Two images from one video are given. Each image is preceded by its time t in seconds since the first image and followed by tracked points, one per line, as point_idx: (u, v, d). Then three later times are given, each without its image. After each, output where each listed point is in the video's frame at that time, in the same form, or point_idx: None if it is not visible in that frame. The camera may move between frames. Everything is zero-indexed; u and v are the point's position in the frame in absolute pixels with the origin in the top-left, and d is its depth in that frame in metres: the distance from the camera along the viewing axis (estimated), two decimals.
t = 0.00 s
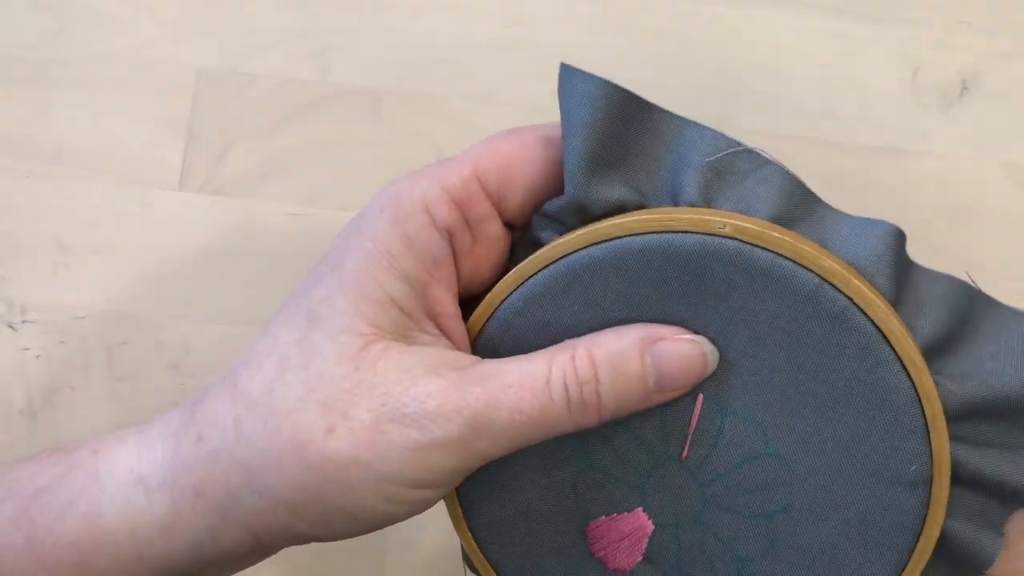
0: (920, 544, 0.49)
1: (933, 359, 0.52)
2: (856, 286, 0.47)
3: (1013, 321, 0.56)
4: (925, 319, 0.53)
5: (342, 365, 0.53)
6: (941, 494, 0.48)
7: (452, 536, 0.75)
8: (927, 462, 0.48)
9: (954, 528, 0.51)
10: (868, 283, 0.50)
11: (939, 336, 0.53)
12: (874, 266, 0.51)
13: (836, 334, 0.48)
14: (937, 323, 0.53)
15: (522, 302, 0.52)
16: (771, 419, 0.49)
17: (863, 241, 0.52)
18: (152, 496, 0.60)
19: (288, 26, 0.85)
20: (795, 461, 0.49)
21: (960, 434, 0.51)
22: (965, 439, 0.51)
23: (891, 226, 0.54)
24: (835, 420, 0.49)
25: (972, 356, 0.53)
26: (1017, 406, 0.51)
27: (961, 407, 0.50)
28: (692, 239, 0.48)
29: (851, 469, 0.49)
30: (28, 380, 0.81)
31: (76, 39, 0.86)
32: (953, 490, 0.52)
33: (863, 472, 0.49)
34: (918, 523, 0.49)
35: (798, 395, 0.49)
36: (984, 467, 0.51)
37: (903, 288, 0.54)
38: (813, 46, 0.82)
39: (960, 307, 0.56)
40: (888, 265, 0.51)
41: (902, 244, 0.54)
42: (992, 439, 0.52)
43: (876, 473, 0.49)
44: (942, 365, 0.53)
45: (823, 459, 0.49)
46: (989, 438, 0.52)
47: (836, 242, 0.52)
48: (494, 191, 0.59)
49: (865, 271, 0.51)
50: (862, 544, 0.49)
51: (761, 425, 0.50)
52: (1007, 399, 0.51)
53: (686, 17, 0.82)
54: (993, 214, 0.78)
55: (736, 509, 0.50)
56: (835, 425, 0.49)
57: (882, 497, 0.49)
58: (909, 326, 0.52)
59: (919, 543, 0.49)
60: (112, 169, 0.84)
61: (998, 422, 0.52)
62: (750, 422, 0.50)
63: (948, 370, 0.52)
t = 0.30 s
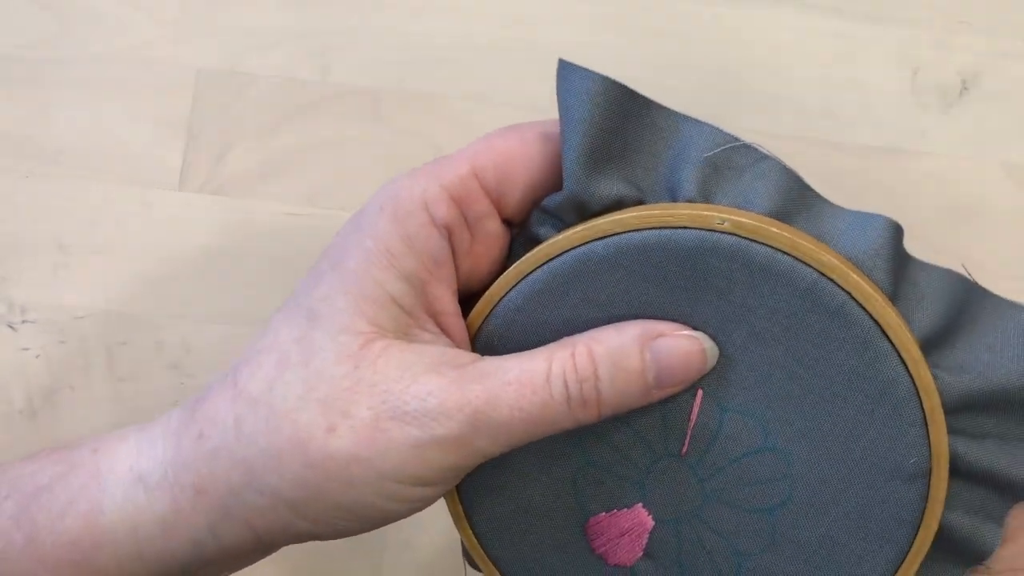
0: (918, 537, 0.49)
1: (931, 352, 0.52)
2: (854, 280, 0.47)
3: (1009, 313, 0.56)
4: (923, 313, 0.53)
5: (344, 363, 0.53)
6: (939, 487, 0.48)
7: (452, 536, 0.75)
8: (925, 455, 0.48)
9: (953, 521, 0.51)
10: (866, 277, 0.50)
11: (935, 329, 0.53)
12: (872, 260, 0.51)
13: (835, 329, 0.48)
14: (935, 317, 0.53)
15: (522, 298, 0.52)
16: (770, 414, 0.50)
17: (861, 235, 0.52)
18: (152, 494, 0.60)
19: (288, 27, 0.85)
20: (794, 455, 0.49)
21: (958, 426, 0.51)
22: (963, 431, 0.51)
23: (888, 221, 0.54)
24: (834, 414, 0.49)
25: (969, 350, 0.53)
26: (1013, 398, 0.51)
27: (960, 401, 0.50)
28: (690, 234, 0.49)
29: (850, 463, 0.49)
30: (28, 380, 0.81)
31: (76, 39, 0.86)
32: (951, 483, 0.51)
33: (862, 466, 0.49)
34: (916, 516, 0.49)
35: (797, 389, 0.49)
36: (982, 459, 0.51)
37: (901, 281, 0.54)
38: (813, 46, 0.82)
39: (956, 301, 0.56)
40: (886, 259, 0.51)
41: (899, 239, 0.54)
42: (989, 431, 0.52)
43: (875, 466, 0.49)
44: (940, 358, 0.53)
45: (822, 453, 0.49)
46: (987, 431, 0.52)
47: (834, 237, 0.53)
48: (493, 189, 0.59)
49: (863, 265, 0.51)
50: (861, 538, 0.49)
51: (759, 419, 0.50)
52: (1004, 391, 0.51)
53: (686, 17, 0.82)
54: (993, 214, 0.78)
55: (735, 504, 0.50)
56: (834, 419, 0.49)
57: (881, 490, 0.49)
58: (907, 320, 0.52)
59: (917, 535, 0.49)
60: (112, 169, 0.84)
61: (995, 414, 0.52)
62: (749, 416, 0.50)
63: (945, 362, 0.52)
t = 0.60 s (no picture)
0: (919, 538, 0.49)
1: (931, 354, 0.52)
2: (856, 280, 0.47)
3: (1009, 315, 0.56)
4: (924, 314, 0.53)
5: (346, 364, 0.53)
6: (939, 487, 0.48)
7: (452, 535, 0.75)
8: (925, 456, 0.48)
9: (953, 523, 0.51)
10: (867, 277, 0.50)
11: (936, 330, 0.53)
12: (873, 261, 0.51)
13: (836, 329, 0.48)
14: (935, 318, 0.53)
15: (524, 298, 0.52)
16: (770, 413, 0.50)
17: (862, 236, 0.52)
18: (154, 494, 0.60)
19: (288, 27, 0.85)
20: (794, 455, 0.49)
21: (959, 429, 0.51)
22: (964, 433, 0.51)
23: (889, 221, 0.54)
24: (835, 414, 0.49)
25: (969, 351, 0.53)
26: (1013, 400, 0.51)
27: (959, 402, 0.50)
28: (691, 235, 0.49)
29: (850, 463, 0.49)
30: (28, 380, 0.81)
31: (76, 39, 0.86)
32: (952, 484, 0.51)
33: (862, 466, 0.49)
34: (917, 516, 0.49)
35: (797, 389, 0.49)
36: (984, 461, 0.50)
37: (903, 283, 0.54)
38: (812, 45, 0.82)
39: (957, 303, 0.57)
40: (886, 260, 0.51)
41: (900, 239, 0.54)
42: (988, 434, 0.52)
43: (876, 467, 0.49)
44: (940, 359, 0.53)
45: (822, 453, 0.49)
46: (987, 432, 0.52)
47: (835, 238, 0.53)
48: (494, 188, 0.59)
49: (864, 266, 0.51)
50: (862, 538, 0.49)
51: (760, 418, 0.50)
52: (1004, 392, 0.51)
53: (686, 17, 0.82)
54: (993, 214, 0.78)
55: (736, 504, 0.50)
56: (834, 419, 0.49)
57: (881, 491, 0.49)
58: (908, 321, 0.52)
59: (917, 536, 0.49)
60: (112, 169, 0.84)
61: (995, 415, 0.52)
62: (749, 416, 0.50)
63: (946, 364, 0.52)
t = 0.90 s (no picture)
0: (920, 542, 0.49)
1: (934, 359, 0.52)
2: (858, 284, 0.47)
3: (1012, 321, 0.56)
4: (926, 318, 0.53)
5: (347, 366, 0.53)
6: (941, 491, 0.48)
7: (452, 535, 0.75)
8: (927, 460, 0.48)
9: (955, 528, 0.51)
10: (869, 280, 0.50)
11: (939, 334, 0.53)
12: (875, 264, 0.51)
13: (838, 332, 0.48)
14: (938, 322, 0.53)
15: (525, 299, 0.52)
16: (771, 416, 0.50)
17: (865, 239, 0.52)
18: (155, 495, 0.60)
19: (288, 26, 0.85)
20: (796, 458, 0.49)
21: (962, 433, 0.51)
22: (967, 439, 0.51)
23: (892, 224, 0.54)
24: (837, 417, 0.49)
25: (971, 356, 0.53)
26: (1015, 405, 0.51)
27: (962, 406, 0.50)
28: (693, 237, 0.49)
29: (851, 466, 0.49)
30: (28, 380, 0.81)
31: (76, 39, 0.86)
32: (954, 489, 0.51)
33: (864, 470, 0.49)
34: (918, 520, 0.49)
35: (799, 391, 0.49)
36: (986, 466, 0.50)
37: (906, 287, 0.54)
38: (812, 45, 0.82)
39: (960, 306, 0.57)
40: (889, 264, 0.51)
41: (902, 242, 0.54)
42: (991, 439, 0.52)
43: (877, 470, 0.49)
44: (943, 363, 0.53)
45: (824, 456, 0.49)
46: (989, 437, 0.52)
47: (837, 241, 0.53)
48: (495, 190, 0.59)
49: (866, 270, 0.51)
50: (864, 542, 0.49)
51: (762, 421, 0.50)
52: (1006, 397, 0.51)
53: (686, 17, 0.82)
54: (993, 214, 0.78)
55: (738, 507, 0.50)
56: (836, 422, 0.49)
57: (883, 495, 0.49)
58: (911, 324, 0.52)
59: (919, 540, 0.49)
60: (112, 169, 0.84)
61: (997, 420, 0.52)
62: (751, 419, 0.50)
63: (949, 368, 0.52)
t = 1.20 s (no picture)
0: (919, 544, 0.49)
1: (934, 361, 0.52)
2: (858, 285, 0.47)
3: (1011, 324, 0.56)
4: (926, 319, 0.53)
5: (349, 369, 0.53)
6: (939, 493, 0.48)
7: (452, 535, 0.75)
8: (925, 461, 0.48)
9: (953, 529, 0.51)
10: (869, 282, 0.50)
11: (939, 336, 0.53)
12: (875, 266, 0.51)
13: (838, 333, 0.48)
14: (938, 324, 0.53)
15: (526, 299, 0.52)
16: (770, 416, 0.50)
17: (865, 241, 0.52)
18: (156, 497, 0.60)
19: (288, 26, 0.85)
20: (795, 458, 0.49)
21: (961, 436, 0.51)
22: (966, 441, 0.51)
23: (892, 226, 0.54)
24: (836, 417, 0.49)
25: (971, 358, 0.53)
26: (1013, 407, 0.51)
27: (961, 408, 0.50)
28: (693, 238, 0.48)
29: (850, 467, 0.49)
30: (28, 380, 0.81)
31: (76, 39, 0.86)
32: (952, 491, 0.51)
33: (863, 470, 0.49)
34: (917, 521, 0.49)
35: (798, 392, 0.49)
36: (984, 468, 0.50)
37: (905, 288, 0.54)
38: (812, 45, 0.82)
39: (959, 308, 0.57)
40: (888, 266, 0.51)
41: (902, 244, 0.54)
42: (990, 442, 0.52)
43: (876, 471, 0.49)
44: (942, 365, 0.53)
45: (823, 457, 0.49)
46: (987, 439, 0.52)
47: (837, 243, 0.53)
48: (495, 191, 0.59)
49: (866, 271, 0.51)
50: (863, 543, 0.49)
51: (761, 421, 0.50)
52: (1005, 400, 0.51)
53: (686, 17, 0.82)
54: (993, 214, 0.78)
55: (738, 507, 0.50)
56: (835, 422, 0.49)
57: (882, 496, 0.49)
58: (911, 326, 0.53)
59: (917, 542, 0.49)
60: (112, 169, 0.84)
61: (996, 422, 0.52)
62: (750, 419, 0.50)
63: (949, 370, 0.52)
